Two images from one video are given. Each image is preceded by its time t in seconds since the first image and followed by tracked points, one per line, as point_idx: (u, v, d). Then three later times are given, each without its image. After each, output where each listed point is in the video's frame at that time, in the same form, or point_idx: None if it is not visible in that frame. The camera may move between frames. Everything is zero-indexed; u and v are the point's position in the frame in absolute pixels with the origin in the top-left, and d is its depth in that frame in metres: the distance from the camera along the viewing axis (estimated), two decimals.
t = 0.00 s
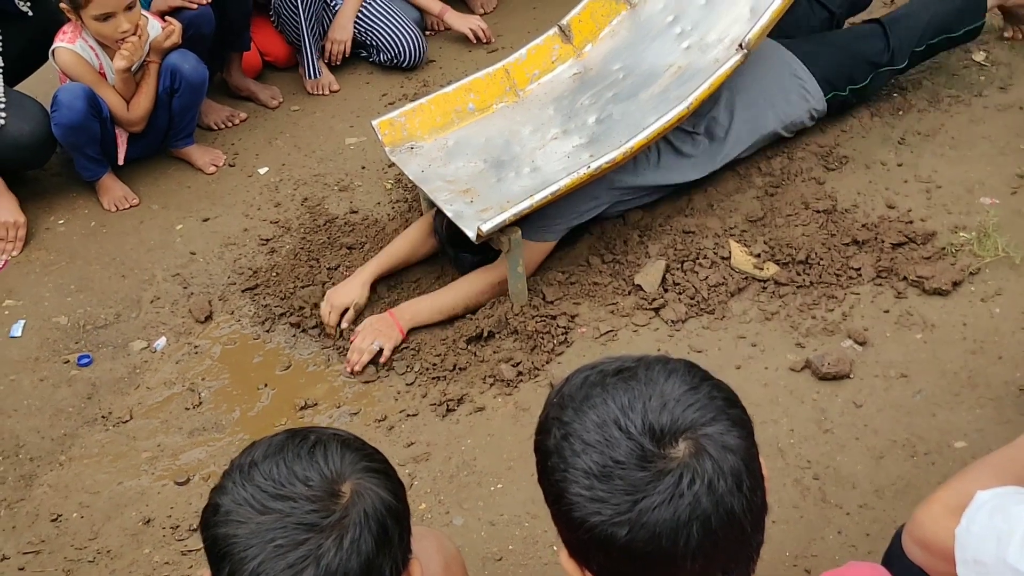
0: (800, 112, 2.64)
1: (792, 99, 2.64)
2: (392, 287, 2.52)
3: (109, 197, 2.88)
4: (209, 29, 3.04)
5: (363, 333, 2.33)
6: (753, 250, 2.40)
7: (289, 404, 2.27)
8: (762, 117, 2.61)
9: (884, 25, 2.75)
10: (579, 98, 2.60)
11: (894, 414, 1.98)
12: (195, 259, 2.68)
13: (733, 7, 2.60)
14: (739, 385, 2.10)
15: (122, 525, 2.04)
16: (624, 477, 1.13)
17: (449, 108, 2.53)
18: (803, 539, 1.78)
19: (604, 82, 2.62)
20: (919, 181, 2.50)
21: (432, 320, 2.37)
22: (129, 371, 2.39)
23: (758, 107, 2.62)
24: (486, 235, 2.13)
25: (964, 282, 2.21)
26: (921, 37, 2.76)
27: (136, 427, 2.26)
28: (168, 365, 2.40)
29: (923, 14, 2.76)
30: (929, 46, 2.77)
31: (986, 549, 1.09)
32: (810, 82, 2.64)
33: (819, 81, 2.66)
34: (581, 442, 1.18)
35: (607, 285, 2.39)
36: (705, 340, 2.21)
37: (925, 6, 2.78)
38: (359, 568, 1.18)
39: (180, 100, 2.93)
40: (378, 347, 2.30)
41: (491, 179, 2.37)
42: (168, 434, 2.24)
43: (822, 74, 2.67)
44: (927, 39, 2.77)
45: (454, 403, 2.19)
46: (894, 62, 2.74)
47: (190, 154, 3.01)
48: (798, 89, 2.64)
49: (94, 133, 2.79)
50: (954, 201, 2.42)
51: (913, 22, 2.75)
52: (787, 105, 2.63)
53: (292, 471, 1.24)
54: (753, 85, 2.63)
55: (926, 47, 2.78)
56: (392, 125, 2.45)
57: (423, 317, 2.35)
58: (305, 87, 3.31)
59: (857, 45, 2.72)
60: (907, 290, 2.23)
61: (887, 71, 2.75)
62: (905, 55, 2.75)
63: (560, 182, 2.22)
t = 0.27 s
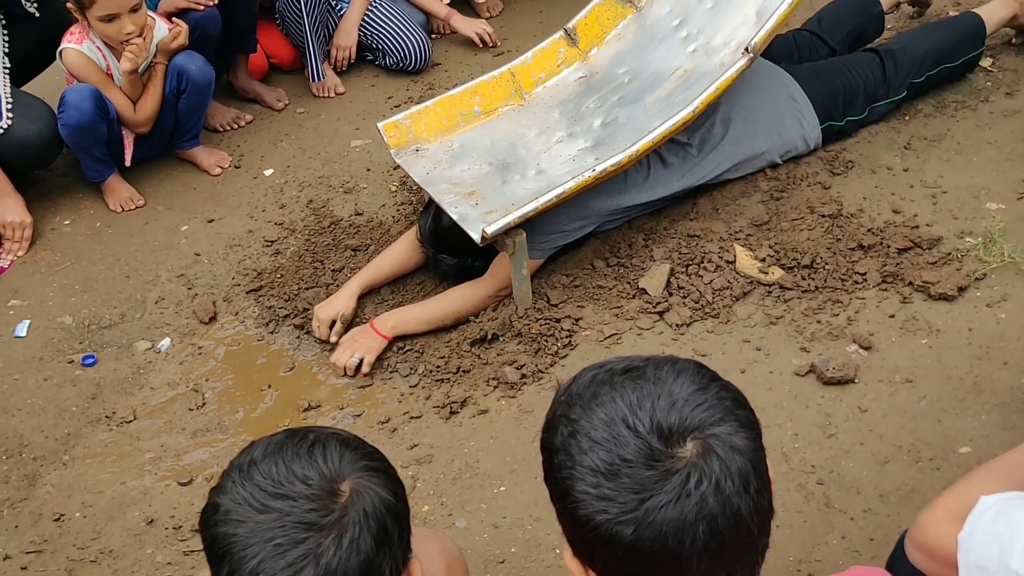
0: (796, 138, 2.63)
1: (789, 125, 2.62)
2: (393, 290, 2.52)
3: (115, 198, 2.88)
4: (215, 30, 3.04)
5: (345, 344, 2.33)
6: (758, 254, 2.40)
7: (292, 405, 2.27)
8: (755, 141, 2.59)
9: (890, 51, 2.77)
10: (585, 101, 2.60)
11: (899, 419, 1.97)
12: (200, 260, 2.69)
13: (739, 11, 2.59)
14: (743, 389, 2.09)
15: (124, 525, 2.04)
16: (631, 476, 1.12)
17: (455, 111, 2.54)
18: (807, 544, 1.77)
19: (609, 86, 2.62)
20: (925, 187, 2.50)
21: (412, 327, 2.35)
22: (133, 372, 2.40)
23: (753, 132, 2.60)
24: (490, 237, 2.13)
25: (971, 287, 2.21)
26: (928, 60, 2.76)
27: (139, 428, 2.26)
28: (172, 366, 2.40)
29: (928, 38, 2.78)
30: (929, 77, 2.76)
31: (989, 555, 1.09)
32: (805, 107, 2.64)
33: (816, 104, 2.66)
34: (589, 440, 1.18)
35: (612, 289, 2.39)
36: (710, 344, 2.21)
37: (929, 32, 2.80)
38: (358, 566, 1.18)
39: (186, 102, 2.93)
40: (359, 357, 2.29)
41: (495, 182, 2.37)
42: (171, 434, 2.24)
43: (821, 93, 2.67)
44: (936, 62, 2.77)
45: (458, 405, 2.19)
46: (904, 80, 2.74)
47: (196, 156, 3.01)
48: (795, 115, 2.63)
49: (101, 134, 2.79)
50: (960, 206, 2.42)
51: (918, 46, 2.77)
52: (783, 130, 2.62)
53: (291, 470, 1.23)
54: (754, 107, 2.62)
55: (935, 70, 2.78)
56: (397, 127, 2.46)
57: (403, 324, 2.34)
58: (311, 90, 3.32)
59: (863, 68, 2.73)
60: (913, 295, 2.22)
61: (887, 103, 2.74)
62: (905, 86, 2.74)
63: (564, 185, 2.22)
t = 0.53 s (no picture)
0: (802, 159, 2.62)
1: (796, 146, 2.61)
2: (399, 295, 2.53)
3: (122, 201, 2.89)
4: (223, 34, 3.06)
5: (338, 351, 2.33)
6: (763, 261, 2.40)
7: (297, 409, 2.28)
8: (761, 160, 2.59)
9: (905, 57, 2.75)
10: (591, 108, 2.60)
11: (903, 427, 1.97)
12: (206, 263, 2.70)
13: (745, 19, 2.60)
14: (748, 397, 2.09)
15: (130, 527, 2.04)
16: (642, 478, 1.13)
17: (461, 116, 2.55)
18: (811, 552, 1.77)
19: (615, 93, 2.62)
20: (930, 195, 2.50)
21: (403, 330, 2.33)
22: (139, 374, 2.40)
23: (760, 152, 2.59)
24: (496, 243, 2.14)
25: (976, 296, 2.21)
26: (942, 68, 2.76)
27: (145, 430, 2.27)
28: (178, 368, 2.41)
29: (943, 46, 2.76)
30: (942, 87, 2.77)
31: (991, 566, 1.11)
32: (816, 128, 2.62)
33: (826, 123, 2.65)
34: (600, 441, 1.18)
35: (617, 295, 2.39)
36: (715, 351, 2.21)
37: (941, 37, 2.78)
38: (363, 569, 1.19)
39: (193, 105, 2.94)
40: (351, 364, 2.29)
41: (501, 188, 2.38)
42: (177, 437, 2.24)
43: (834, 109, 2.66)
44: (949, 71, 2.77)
45: (462, 410, 2.20)
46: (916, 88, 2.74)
47: (203, 159, 3.02)
48: (804, 136, 2.62)
49: (108, 137, 2.81)
50: (966, 215, 2.42)
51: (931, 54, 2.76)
52: (791, 151, 2.61)
53: (295, 473, 1.24)
54: (765, 126, 2.60)
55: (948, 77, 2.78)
56: (404, 132, 2.47)
57: (393, 327, 2.31)
58: (317, 95, 3.33)
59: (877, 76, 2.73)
60: (918, 303, 2.23)
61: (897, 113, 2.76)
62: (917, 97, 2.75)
63: (570, 191, 2.23)
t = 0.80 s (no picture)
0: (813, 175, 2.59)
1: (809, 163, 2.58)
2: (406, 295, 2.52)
3: (128, 201, 2.90)
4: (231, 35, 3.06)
5: (345, 348, 2.34)
6: (770, 265, 2.40)
7: (302, 410, 2.28)
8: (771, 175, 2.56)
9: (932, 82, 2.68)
10: (598, 110, 2.60)
11: (910, 432, 1.97)
12: (212, 263, 2.70)
13: (753, 23, 2.59)
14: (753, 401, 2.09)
15: (133, 527, 2.04)
16: (652, 479, 1.13)
17: (468, 118, 2.55)
18: (816, 557, 1.77)
19: (622, 95, 2.62)
20: (937, 200, 2.49)
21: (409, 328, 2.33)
22: (144, 374, 2.40)
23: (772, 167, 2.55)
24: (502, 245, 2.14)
25: (983, 301, 2.20)
26: (979, 96, 2.68)
27: (149, 430, 2.26)
28: (183, 368, 2.41)
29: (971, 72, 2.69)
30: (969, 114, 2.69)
31: (997, 571, 1.11)
32: (831, 146, 2.57)
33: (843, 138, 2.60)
34: (610, 442, 1.18)
35: (623, 297, 2.39)
36: (721, 354, 2.21)
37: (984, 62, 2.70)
38: (358, 571, 1.17)
39: (201, 105, 2.94)
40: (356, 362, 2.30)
41: (508, 190, 2.38)
42: (181, 437, 2.24)
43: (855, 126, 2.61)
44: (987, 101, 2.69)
45: (467, 412, 2.19)
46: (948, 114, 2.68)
47: (209, 160, 3.02)
48: (818, 153, 2.57)
49: (115, 137, 2.81)
50: (973, 220, 2.42)
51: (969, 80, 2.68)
52: (802, 166, 2.57)
53: (293, 474, 1.22)
54: (781, 141, 2.55)
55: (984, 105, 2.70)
56: (410, 134, 2.48)
57: (399, 326, 2.31)
58: (324, 96, 3.33)
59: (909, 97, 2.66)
60: (925, 308, 2.22)
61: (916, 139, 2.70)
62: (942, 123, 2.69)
63: (577, 194, 2.22)
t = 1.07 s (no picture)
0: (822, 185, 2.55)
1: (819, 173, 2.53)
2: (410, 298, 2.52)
3: (134, 201, 2.90)
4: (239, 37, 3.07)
5: (347, 352, 2.33)
6: (777, 270, 2.39)
7: (308, 412, 2.27)
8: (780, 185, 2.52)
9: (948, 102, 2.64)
10: (605, 114, 2.60)
11: (918, 439, 1.96)
12: (218, 265, 2.69)
13: (762, 27, 2.58)
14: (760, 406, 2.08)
15: (138, 528, 2.04)
16: (663, 485, 1.14)
17: (475, 121, 2.55)
18: (824, 564, 1.76)
19: (630, 99, 2.62)
20: (946, 206, 2.49)
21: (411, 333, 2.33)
22: (149, 375, 2.40)
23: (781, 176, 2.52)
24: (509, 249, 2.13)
25: (991, 308, 2.19)
26: (1001, 120, 2.63)
27: (154, 431, 2.26)
28: (188, 370, 2.41)
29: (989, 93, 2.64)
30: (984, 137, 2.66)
31: None
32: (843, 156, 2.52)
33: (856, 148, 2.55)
34: (621, 448, 1.19)
35: (630, 302, 2.38)
36: (728, 359, 2.20)
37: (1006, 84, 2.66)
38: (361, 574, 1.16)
39: (209, 106, 2.94)
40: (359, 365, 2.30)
41: (515, 193, 2.37)
42: (186, 439, 2.24)
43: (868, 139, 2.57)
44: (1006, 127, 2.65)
45: (473, 415, 2.19)
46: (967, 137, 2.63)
47: (215, 161, 3.02)
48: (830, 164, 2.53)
49: (123, 138, 2.81)
50: (982, 225, 2.41)
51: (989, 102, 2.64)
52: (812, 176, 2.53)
53: (296, 477, 1.22)
54: (793, 152, 2.51)
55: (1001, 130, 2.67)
56: (417, 136, 2.47)
57: (401, 330, 2.32)
58: (331, 98, 3.33)
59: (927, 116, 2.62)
60: (933, 314, 2.21)
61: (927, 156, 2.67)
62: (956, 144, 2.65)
63: (584, 197, 2.22)
